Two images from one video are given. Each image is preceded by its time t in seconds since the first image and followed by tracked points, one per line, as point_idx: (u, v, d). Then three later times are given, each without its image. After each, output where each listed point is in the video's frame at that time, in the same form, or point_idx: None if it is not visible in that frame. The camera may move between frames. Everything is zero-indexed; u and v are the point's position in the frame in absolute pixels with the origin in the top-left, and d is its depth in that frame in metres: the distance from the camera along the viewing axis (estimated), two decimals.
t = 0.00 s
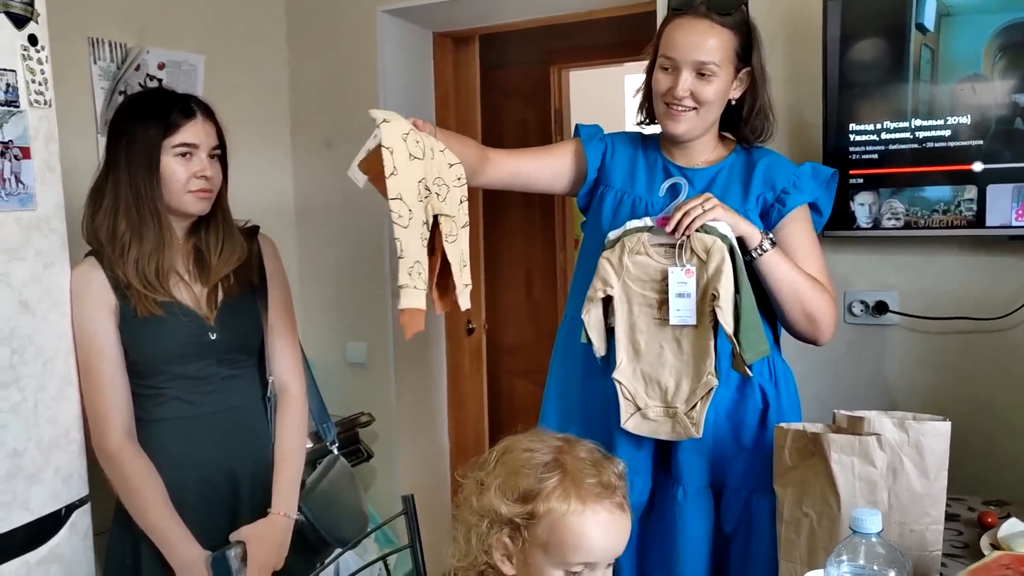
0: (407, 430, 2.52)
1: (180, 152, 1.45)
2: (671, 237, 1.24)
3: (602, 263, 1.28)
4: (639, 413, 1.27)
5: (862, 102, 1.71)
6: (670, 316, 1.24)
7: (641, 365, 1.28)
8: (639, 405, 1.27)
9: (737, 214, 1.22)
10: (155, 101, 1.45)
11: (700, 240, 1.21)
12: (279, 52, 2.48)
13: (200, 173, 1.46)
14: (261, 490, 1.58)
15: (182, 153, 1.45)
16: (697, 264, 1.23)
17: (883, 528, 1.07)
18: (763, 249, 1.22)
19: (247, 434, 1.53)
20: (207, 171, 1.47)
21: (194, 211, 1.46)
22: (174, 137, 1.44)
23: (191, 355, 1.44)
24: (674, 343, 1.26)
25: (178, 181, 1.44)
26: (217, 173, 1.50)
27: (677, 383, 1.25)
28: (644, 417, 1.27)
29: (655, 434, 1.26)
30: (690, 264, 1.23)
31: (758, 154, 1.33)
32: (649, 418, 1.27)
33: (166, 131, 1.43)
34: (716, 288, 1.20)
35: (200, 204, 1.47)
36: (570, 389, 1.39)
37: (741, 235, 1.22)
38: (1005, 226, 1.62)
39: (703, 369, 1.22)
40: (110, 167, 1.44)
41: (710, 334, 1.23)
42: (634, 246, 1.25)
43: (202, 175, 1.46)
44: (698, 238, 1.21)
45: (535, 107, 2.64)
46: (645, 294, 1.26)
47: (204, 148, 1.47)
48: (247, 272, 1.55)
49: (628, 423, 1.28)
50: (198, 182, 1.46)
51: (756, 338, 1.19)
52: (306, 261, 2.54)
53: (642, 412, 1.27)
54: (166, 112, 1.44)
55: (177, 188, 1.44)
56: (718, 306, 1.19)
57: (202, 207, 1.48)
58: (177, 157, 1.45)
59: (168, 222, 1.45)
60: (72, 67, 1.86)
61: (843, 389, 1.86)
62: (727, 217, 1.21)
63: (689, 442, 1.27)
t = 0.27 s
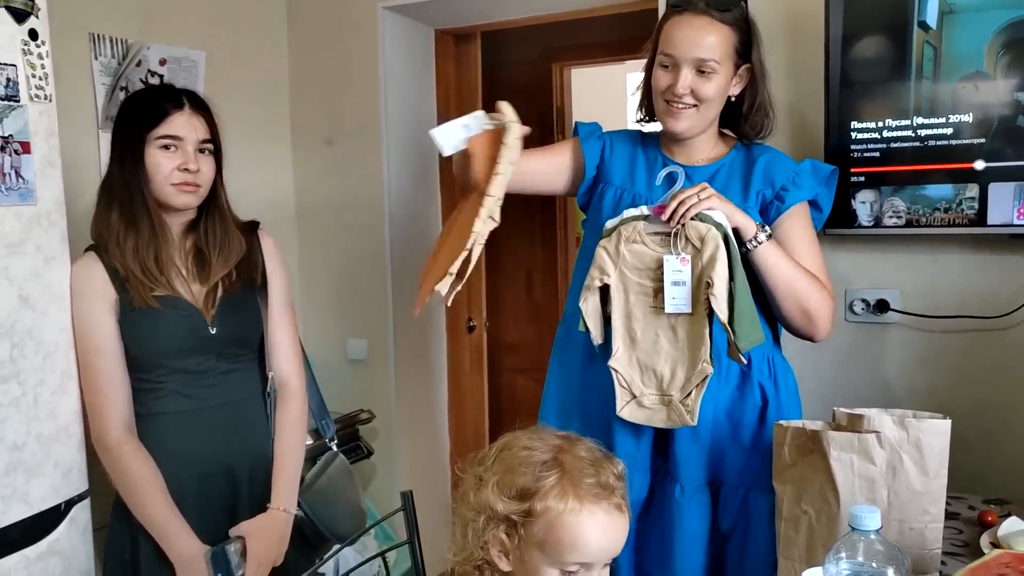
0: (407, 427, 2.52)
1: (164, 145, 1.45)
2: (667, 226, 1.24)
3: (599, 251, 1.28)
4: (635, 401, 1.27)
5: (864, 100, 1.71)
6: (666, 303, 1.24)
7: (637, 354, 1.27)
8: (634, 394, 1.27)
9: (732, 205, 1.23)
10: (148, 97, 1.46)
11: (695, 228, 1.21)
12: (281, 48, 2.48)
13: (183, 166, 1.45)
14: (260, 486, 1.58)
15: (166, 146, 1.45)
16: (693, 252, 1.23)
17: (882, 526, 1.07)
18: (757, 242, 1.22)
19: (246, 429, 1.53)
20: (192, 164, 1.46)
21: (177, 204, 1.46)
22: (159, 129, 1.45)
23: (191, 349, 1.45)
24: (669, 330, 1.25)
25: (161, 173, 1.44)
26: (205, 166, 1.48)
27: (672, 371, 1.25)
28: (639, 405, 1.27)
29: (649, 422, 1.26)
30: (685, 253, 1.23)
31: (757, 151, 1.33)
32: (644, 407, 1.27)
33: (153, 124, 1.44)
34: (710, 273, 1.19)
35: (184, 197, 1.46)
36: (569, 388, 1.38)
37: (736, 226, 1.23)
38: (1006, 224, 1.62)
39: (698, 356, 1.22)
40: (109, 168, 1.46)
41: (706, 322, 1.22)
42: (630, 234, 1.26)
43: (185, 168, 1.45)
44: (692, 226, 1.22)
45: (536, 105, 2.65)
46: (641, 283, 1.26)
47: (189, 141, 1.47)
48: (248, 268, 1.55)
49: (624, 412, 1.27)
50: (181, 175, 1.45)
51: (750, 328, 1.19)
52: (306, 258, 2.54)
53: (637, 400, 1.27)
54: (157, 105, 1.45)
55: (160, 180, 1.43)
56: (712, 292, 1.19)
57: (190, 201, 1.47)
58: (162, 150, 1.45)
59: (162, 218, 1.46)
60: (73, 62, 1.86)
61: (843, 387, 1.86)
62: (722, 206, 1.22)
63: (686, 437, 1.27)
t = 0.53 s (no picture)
0: (403, 425, 2.51)
1: (153, 140, 1.44)
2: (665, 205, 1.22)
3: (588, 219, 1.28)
4: (613, 376, 1.27)
5: (862, 98, 1.70)
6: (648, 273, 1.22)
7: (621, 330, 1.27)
8: (614, 369, 1.27)
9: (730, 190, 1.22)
10: (143, 94, 1.45)
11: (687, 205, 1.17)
12: (278, 44, 2.46)
13: (172, 161, 1.44)
14: (254, 484, 1.57)
15: (155, 141, 1.44)
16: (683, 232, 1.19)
17: (877, 527, 1.06)
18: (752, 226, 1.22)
19: (240, 427, 1.53)
20: (180, 159, 1.45)
21: (166, 199, 1.45)
22: (148, 124, 1.44)
23: (184, 346, 1.44)
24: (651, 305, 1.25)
25: (151, 168, 1.43)
26: (194, 162, 1.47)
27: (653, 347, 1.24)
28: (617, 380, 1.27)
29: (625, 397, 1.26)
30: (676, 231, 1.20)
31: (753, 147, 1.32)
32: (622, 382, 1.26)
33: (138, 120, 1.43)
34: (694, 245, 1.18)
35: (174, 192, 1.45)
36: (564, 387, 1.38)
37: (732, 208, 1.22)
38: (1004, 224, 1.61)
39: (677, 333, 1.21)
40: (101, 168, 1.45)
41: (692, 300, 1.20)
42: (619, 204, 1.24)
43: (173, 163, 1.44)
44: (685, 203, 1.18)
45: (535, 103, 2.62)
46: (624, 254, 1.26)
47: (179, 137, 1.45)
48: (243, 266, 1.54)
49: (602, 385, 1.28)
50: (170, 170, 1.44)
51: (736, 306, 1.17)
52: (303, 255, 2.53)
53: (616, 374, 1.27)
54: (149, 99, 1.45)
55: (148, 175, 1.43)
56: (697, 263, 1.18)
57: (180, 196, 1.46)
58: (152, 145, 1.44)
59: (152, 214, 1.45)
60: (67, 57, 1.85)
61: (840, 386, 1.86)
62: (718, 187, 1.20)
63: (678, 434, 1.27)
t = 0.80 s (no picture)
0: (401, 423, 2.51)
1: (152, 138, 1.44)
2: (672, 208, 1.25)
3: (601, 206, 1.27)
4: (633, 383, 1.27)
5: (860, 97, 1.70)
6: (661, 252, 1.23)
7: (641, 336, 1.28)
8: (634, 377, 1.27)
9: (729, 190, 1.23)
10: (140, 92, 1.46)
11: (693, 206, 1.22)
12: (277, 42, 2.46)
13: (170, 160, 1.44)
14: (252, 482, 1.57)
15: (153, 140, 1.44)
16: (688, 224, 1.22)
17: (874, 525, 1.07)
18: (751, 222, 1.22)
19: (238, 424, 1.53)
20: (178, 157, 1.45)
21: (165, 198, 1.45)
22: (146, 122, 1.44)
23: (182, 344, 1.44)
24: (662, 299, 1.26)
25: (149, 167, 1.43)
26: (192, 161, 1.47)
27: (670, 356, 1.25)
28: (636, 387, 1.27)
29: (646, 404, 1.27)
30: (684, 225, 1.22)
31: (746, 144, 1.32)
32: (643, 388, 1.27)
33: (138, 118, 1.44)
34: (706, 257, 1.21)
35: (172, 191, 1.45)
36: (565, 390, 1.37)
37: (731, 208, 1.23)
38: (1001, 222, 1.62)
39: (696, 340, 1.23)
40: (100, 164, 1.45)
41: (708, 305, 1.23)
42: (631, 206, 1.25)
43: (171, 162, 1.44)
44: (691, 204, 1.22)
45: (535, 101, 2.61)
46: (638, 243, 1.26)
47: (177, 135, 1.46)
48: (241, 264, 1.54)
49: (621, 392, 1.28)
50: (168, 169, 1.44)
51: (755, 307, 1.21)
52: (302, 253, 2.54)
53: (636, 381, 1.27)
54: (147, 97, 1.45)
55: (147, 173, 1.43)
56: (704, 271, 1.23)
57: (178, 195, 1.46)
58: (152, 143, 1.44)
59: (150, 212, 1.45)
60: (67, 55, 1.85)
61: (837, 384, 1.86)
62: (719, 191, 1.22)
63: (686, 426, 1.26)
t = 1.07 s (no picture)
0: (399, 421, 2.51)
1: (163, 135, 1.45)
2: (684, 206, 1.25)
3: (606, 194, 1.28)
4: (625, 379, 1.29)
5: (858, 96, 1.70)
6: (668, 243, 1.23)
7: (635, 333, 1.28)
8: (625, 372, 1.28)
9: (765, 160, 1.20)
10: (143, 87, 1.45)
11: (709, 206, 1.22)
12: (276, 40, 2.46)
13: (182, 156, 1.46)
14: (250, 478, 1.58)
15: (164, 136, 1.45)
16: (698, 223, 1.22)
17: (870, 522, 1.07)
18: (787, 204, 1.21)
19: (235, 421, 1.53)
20: (191, 154, 1.46)
21: (176, 193, 1.46)
22: (155, 120, 1.44)
23: (180, 340, 1.44)
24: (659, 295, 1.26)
25: (160, 164, 1.44)
26: (202, 156, 1.49)
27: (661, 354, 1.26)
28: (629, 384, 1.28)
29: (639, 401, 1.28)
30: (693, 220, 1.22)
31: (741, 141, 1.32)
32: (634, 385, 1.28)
33: (148, 114, 1.43)
34: (713, 259, 1.21)
35: (183, 186, 1.47)
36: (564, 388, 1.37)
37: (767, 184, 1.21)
38: (999, 221, 1.62)
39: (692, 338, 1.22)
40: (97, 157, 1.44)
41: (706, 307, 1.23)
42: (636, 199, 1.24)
43: (184, 158, 1.46)
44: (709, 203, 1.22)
45: (533, 100, 2.61)
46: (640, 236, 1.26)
47: (188, 132, 1.47)
48: (237, 260, 1.53)
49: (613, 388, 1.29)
50: (181, 165, 1.46)
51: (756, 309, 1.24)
52: (299, 251, 2.54)
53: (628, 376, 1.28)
54: (151, 96, 1.44)
55: (159, 170, 1.43)
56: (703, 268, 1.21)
57: (189, 190, 1.48)
58: (162, 140, 1.45)
59: (152, 207, 1.45)
60: (65, 51, 1.85)
61: (834, 383, 1.86)
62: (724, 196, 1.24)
63: (686, 423, 1.27)
